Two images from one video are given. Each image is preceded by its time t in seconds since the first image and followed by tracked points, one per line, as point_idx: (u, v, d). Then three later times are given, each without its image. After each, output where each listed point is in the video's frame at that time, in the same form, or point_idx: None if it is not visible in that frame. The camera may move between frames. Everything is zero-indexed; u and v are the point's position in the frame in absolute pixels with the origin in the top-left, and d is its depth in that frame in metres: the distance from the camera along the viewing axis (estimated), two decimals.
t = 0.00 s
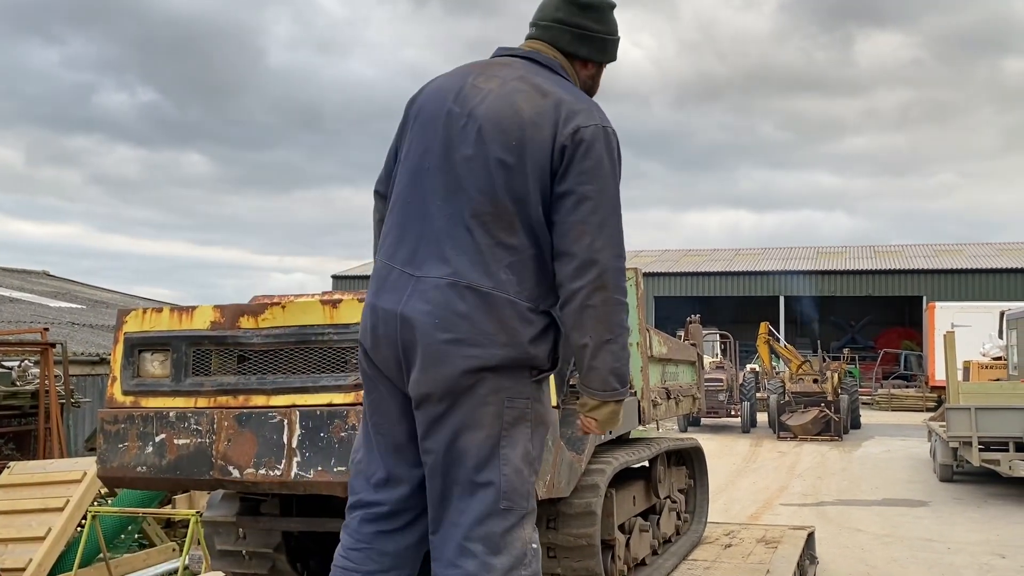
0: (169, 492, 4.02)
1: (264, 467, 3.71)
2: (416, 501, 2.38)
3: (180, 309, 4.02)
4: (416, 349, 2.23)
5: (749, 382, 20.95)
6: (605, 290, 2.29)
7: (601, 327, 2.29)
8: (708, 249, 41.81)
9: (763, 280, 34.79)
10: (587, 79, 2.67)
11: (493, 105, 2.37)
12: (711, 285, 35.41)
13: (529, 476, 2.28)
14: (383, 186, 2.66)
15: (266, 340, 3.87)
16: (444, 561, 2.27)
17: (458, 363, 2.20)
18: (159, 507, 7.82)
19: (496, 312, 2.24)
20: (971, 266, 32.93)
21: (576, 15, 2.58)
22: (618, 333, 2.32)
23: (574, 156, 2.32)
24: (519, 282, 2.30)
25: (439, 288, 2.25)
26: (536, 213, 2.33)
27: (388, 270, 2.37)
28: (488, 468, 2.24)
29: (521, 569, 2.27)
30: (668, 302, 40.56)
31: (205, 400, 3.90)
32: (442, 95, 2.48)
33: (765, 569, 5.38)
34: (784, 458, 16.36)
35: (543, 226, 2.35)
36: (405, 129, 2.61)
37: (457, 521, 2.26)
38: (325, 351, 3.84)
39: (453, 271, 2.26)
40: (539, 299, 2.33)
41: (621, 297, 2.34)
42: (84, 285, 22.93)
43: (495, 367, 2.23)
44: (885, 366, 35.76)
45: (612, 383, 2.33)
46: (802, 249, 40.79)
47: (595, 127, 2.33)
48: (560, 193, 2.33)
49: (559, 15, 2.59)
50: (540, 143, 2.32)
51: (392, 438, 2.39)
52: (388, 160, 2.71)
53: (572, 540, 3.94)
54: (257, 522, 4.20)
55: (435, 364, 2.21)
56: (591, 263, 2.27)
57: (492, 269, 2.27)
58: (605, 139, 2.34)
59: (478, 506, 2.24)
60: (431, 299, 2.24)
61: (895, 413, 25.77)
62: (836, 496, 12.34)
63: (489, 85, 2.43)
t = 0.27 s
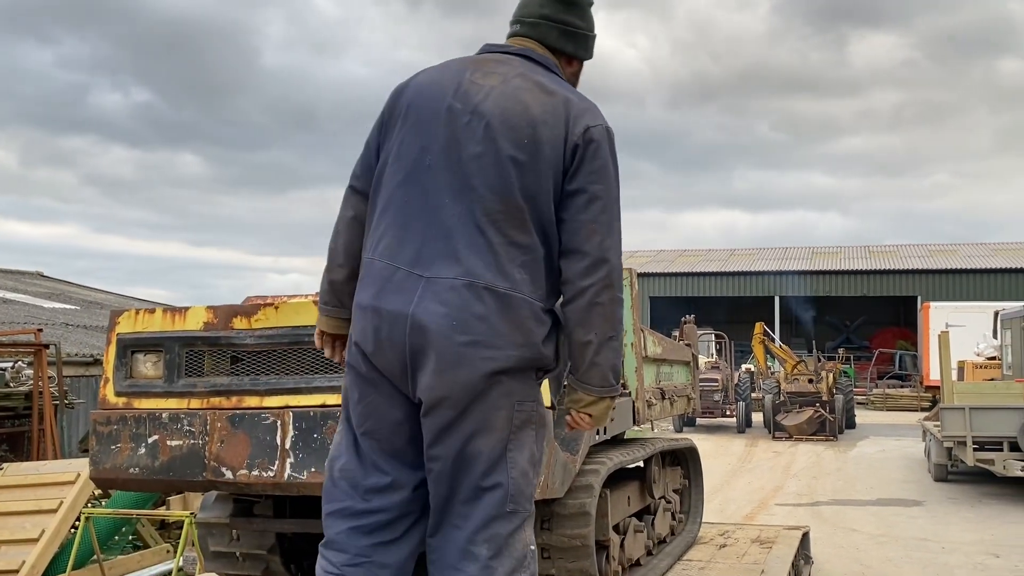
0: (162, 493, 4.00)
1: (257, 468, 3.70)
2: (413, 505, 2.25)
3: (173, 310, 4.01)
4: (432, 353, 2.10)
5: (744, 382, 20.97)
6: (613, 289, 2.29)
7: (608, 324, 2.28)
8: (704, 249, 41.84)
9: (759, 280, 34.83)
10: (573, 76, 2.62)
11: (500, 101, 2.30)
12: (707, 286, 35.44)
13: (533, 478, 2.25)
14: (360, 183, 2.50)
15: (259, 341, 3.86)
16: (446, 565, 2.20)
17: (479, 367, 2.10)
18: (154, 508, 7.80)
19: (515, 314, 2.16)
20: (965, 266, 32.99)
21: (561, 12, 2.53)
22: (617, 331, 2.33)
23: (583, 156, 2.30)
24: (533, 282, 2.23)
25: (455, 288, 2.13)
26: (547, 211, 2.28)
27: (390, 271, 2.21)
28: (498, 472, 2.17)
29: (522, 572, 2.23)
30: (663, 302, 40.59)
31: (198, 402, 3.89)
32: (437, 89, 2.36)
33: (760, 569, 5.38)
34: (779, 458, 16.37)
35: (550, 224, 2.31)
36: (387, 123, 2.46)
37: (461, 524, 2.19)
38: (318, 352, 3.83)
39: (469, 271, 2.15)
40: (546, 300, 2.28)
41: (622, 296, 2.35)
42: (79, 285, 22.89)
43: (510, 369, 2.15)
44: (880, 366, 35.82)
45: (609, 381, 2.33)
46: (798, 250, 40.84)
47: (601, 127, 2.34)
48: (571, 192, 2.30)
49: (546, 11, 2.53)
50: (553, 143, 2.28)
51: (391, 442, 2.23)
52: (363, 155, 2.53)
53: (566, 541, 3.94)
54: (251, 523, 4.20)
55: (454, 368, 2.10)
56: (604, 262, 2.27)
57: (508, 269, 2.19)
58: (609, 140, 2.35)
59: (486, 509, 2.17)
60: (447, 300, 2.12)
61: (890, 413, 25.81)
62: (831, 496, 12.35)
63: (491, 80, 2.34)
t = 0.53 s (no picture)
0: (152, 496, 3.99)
1: (247, 471, 3.69)
2: (379, 523, 2.17)
3: (163, 313, 3.99)
4: (410, 363, 2.02)
5: (738, 383, 20.99)
6: (581, 279, 2.28)
7: (580, 313, 2.28)
8: (697, 251, 41.89)
9: (752, 281, 34.88)
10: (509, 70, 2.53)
11: (452, 99, 2.23)
12: (701, 287, 35.48)
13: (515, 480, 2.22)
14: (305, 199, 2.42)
15: (250, 343, 3.85)
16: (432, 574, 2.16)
17: (459, 372, 2.05)
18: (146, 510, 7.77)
19: (491, 314, 2.11)
20: (958, 267, 33.10)
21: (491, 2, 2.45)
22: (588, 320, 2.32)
23: (541, 148, 2.27)
24: (504, 280, 2.19)
25: (431, 295, 2.06)
26: (511, 207, 2.24)
27: (353, 284, 2.11)
28: (482, 477, 2.14)
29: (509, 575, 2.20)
30: (657, 303, 40.62)
31: (188, 404, 3.87)
32: (382, 93, 2.28)
33: (752, 570, 5.39)
34: (772, 459, 16.39)
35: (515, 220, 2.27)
36: (331, 132, 2.36)
37: (446, 532, 2.15)
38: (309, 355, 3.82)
39: (439, 276, 2.08)
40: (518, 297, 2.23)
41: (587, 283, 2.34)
42: (71, 288, 22.82)
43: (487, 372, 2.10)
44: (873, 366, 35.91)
45: (585, 368, 2.33)
46: (791, 251, 40.93)
47: (553, 116, 2.31)
48: (532, 184, 2.26)
49: (478, 3, 2.44)
50: (512, 136, 2.23)
51: (364, 456, 2.13)
52: (305, 168, 2.42)
53: (558, 543, 3.93)
54: (242, 526, 4.19)
55: (433, 376, 2.03)
56: (570, 253, 2.25)
57: (480, 270, 2.13)
58: (561, 128, 2.32)
59: (471, 516, 2.14)
60: (423, 308, 2.05)
61: (883, 413, 25.87)
62: (825, 497, 12.37)
63: (435, 78, 2.27)
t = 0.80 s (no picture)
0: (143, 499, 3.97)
1: (241, 473, 3.71)
2: (340, 540, 2.13)
3: (154, 315, 3.98)
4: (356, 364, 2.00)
5: (731, 385, 21.02)
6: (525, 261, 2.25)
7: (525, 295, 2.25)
8: (689, 252, 41.96)
9: (744, 283, 34.94)
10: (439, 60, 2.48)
11: (379, 87, 2.19)
12: (693, 288, 35.53)
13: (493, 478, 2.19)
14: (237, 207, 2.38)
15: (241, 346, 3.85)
16: None
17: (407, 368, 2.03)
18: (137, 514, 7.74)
19: (436, 304, 2.08)
20: (949, 268, 33.22)
21: None
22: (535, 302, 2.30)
23: (473, 129, 2.23)
24: (452, 268, 2.15)
25: (371, 292, 2.03)
26: (451, 192, 2.20)
27: (291, 288, 2.08)
28: (456, 481, 2.11)
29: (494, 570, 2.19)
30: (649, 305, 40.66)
31: (179, 408, 3.86)
32: (307, 91, 2.24)
33: (745, 570, 5.40)
34: (765, 460, 16.41)
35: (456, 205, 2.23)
36: (261, 134, 2.33)
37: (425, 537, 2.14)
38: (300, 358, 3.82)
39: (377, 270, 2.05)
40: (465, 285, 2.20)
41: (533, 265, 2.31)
42: (63, 291, 22.73)
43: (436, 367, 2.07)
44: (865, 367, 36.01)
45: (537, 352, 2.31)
46: (783, 252, 41.03)
47: (484, 96, 2.27)
48: (468, 166, 2.23)
49: None
50: (443, 119, 2.19)
51: (316, 470, 2.10)
52: (237, 178, 2.39)
53: (551, 544, 3.92)
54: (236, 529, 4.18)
55: (385, 377, 2.01)
56: (511, 236, 2.22)
57: (421, 260, 2.10)
58: (494, 107, 2.28)
59: (448, 520, 2.12)
60: (364, 305, 2.02)
61: (875, 414, 25.94)
62: (817, 498, 12.38)
63: (359, 68, 2.23)
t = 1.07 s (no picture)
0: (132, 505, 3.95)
1: (228, 478, 3.68)
2: (324, 551, 2.13)
3: (142, 320, 3.96)
4: (347, 373, 1.97)
5: (722, 385, 21.04)
6: (507, 258, 2.28)
7: (509, 295, 2.27)
8: (680, 253, 42.02)
9: (735, 283, 34.99)
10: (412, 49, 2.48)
11: (361, 82, 2.17)
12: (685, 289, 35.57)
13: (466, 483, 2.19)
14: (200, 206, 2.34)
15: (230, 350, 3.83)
16: None
17: (400, 376, 2.02)
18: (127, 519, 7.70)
19: (423, 305, 2.09)
20: (939, 268, 33.33)
21: None
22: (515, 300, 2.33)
23: (457, 125, 2.25)
24: (437, 268, 2.16)
25: (361, 293, 2.02)
26: (435, 191, 2.21)
27: (274, 292, 2.06)
28: (432, 487, 2.11)
29: None
30: (641, 306, 40.69)
31: (168, 412, 3.85)
32: (283, 85, 2.21)
33: (736, 570, 5.41)
34: (756, 460, 16.43)
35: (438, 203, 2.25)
36: (233, 129, 2.28)
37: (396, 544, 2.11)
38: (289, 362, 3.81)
39: (364, 270, 2.04)
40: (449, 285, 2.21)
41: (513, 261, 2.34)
42: (52, 296, 22.62)
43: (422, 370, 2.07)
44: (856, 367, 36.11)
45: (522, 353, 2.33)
46: (774, 253, 41.12)
47: (465, 92, 2.29)
48: (451, 162, 2.25)
49: None
50: (427, 117, 2.19)
51: (298, 482, 2.08)
52: (201, 173, 2.34)
53: (542, 546, 3.92)
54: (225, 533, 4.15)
55: (375, 382, 1.99)
56: (497, 231, 2.25)
57: (409, 261, 2.10)
58: (474, 103, 2.30)
59: (421, 526, 2.11)
60: (354, 308, 2.01)
61: (866, 414, 26.00)
62: (809, 498, 12.40)
63: (337, 62, 2.21)
